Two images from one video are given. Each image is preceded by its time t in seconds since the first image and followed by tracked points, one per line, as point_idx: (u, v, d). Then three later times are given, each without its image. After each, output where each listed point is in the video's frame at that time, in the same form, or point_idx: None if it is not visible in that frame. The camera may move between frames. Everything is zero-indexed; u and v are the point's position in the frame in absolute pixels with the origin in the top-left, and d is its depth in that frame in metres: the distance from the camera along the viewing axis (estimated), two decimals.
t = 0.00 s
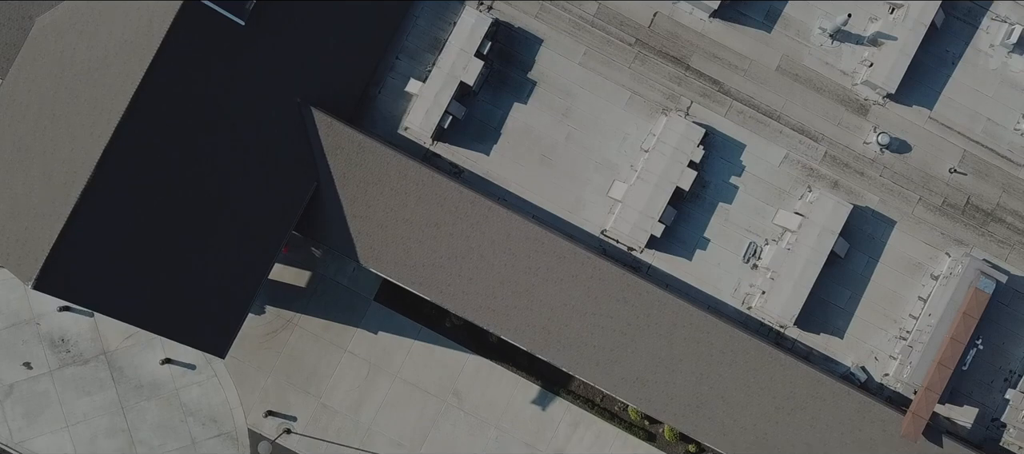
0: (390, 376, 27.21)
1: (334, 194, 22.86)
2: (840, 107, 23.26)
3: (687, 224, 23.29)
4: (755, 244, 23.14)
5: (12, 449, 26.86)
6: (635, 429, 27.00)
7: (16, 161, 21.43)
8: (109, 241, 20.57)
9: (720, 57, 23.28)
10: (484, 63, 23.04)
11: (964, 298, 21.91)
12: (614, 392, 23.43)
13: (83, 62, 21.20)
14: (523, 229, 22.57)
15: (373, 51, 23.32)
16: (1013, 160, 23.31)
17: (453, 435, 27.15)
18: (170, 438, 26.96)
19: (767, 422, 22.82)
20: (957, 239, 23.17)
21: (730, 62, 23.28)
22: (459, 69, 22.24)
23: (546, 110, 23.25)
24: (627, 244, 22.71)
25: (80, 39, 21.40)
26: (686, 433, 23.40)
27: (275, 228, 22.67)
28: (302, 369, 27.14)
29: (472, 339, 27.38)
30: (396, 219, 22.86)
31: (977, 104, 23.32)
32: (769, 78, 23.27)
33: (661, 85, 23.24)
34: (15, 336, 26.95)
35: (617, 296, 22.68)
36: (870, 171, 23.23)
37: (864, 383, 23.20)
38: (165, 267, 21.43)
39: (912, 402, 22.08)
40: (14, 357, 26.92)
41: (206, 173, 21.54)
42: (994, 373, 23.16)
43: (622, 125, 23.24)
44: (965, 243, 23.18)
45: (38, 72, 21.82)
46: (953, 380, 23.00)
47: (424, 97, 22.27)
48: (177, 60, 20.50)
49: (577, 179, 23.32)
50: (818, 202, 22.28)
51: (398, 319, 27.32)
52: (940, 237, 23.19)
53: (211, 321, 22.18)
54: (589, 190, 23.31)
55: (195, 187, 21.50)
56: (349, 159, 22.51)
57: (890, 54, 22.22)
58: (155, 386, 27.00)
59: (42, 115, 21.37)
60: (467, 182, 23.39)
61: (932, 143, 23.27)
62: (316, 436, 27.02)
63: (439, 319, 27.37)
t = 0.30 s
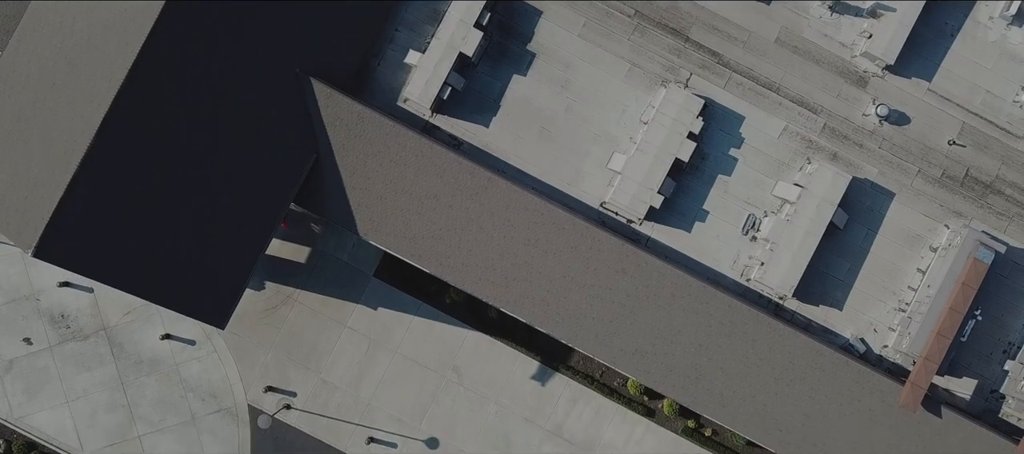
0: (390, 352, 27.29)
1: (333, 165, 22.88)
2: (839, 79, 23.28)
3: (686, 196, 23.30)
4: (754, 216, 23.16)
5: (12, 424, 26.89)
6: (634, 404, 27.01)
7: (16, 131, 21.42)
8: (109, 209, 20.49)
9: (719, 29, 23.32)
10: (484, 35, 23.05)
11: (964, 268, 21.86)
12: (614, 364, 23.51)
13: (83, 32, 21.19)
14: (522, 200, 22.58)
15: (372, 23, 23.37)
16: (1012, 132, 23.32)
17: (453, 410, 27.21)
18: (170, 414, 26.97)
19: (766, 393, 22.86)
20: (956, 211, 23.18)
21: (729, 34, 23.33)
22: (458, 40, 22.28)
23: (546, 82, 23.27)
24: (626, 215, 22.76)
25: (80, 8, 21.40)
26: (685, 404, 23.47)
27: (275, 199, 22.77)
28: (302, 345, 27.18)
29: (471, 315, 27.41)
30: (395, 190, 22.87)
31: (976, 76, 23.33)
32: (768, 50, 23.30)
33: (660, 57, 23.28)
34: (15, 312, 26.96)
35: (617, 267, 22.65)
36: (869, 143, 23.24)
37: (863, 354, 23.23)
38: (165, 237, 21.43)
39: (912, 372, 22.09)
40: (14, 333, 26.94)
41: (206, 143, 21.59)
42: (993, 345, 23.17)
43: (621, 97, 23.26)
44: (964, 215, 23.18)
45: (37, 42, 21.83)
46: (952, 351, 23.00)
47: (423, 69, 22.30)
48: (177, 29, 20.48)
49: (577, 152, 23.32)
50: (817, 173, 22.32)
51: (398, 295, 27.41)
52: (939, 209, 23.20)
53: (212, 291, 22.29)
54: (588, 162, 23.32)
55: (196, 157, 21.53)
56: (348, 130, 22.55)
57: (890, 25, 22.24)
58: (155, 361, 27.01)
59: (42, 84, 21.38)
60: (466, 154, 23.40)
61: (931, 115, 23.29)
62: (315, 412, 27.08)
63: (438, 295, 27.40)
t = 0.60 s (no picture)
0: (389, 328, 27.32)
1: (332, 137, 22.91)
2: (838, 51, 23.31)
3: (685, 168, 23.29)
4: (753, 187, 23.16)
5: (12, 400, 26.92)
6: (633, 380, 27.04)
7: (15, 100, 21.42)
8: (108, 180, 20.41)
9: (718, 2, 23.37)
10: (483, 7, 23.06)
11: (963, 238, 21.90)
12: (613, 337, 23.57)
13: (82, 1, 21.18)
14: (521, 171, 22.58)
15: None
16: (1011, 104, 23.32)
17: (452, 386, 27.28)
18: (169, 390, 27.00)
19: (765, 364, 22.89)
20: (955, 182, 23.20)
21: (729, 7, 23.38)
22: (457, 11, 22.31)
23: (545, 54, 23.29)
24: (625, 187, 22.76)
25: None
26: (684, 376, 23.51)
27: (274, 171, 22.83)
28: (301, 321, 27.20)
29: (471, 291, 27.43)
30: (394, 162, 22.88)
31: (975, 48, 23.34)
32: (768, 22, 23.35)
33: (660, 30, 23.33)
34: (15, 288, 26.99)
35: (616, 238, 22.67)
36: (868, 115, 23.27)
37: (862, 326, 23.25)
38: (165, 208, 21.40)
39: (911, 343, 22.11)
40: (13, 309, 26.97)
41: (206, 114, 21.55)
42: (992, 317, 23.17)
43: (620, 69, 23.28)
44: (963, 186, 23.21)
45: (37, 11, 21.82)
46: (951, 322, 23.01)
47: (422, 39, 22.32)
48: None
49: (576, 124, 23.34)
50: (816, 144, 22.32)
51: (398, 271, 27.43)
52: (938, 181, 23.21)
53: (212, 263, 22.32)
54: (588, 134, 23.34)
55: (195, 128, 21.48)
56: (347, 101, 22.58)
57: None
58: (154, 337, 27.02)
59: (41, 53, 21.35)
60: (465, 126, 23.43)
61: (930, 87, 23.31)
62: (315, 387, 27.12)
63: (438, 271, 27.41)
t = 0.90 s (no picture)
0: (388, 303, 27.37)
1: (330, 108, 22.91)
2: (836, 23, 23.34)
3: (683, 139, 23.29)
4: (752, 159, 23.17)
5: (11, 375, 26.95)
6: (632, 356, 27.08)
7: (14, 69, 21.40)
8: (106, 149, 20.16)
9: None
10: None
11: (961, 208, 21.92)
12: (612, 308, 23.59)
13: None
14: (520, 142, 22.58)
15: None
16: (1010, 76, 23.34)
17: (451, 361, 27.35)
18: (168, 365, 27.03)
19: (763, 335, 22.93)
20: (953, 154, 23.23)
21: None
22: None
23: (544, 26, 23.31)
24: (624, 157, 22.72)
25: None
26: (683, 348, 23.54)
27: (274, 142, 22.89)
28: (301, 296, 27.23)
29: (470, 266, 27.45)
30: (392, 133, 22.87)
31: (973, 20, 23.36)
32: None
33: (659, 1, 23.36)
34: (15, 262, 27.01)
35: (614, 209, 22.68)
36: (866, 87, 23.29)
37: (861, 298, 23.29)
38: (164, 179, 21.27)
39: (909, 312, 22.14)
40: (13, 284, 26.99)
41: (205, 86, 21.50)
42: (990, 288, 23.19)
43: (619, 41, 23.31)
44: (961, 158, 23.24)
45: None
46: (950, 293, 23.01)
47: (421, 10, 22.32)
48: None
49: (575, 95, 23.36)
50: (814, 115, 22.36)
51: (397, 246, 27.45)
52: (936, 153, 23.24)
53: (211, 234, 22.38)
54: (587, 106, 23.35)
55: (194, 100, 21.39)
56: (346, 72, 22.61)
57: None
58: (154, 312, 27.05)
59: (40, 22, 21.29)
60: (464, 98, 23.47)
61: (928, 59, 23.33)
62: (314, 363, 27.15)
63: (437, 247, 27.42)
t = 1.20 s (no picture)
0: (387, 278, 27.41)
1: (329, 79, 22.86)
2: None
3: (682, 111, 23.30)
4: (751, 130, 23.17)
5: (11, 350, 26.98)
6: (631, 331, 27.13)
7: (13, 39, 21.33)
8: (104, 122, 20.51)
9: None
10: None
11: (960, 178, 21.92)
12: (611, 281, 23.57)
13: None
14: (519, 113, 22.57)
15: None
16: (1008, 48, 23.35)
17: (451, 337, 27.43)
18: (168, 340, 27.05)
19: (761, 306, 22.95)
20: (952, 126, 23.24)
21: None
22: None
23: None
24: (623, 128, 22.70)
25: None
26: (681, 320, 23.58)
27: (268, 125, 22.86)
28: (300, 272, 27.26)
29: (469, 242, 27.44)
30: (391, 104, 22.83)
31: None
32: None
33: None
34: (15, 238, 27.03)
35: (613, 181, 22.67)
36: (865, 58, 23.31)
37: (859, 269, 23.36)
38: (160, 158, 21.40)
39: (908, 282, 22.17)
40: (13, 259, 27.00)
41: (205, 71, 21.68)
42: (989, 260, 23.19)
43: (618, 12, 23.30)
44: (960, 130, 23.26)
45: None
46: (948, 264, 23.01)
47: None
48: None
49: (574, 67, 23.35)
50: (813, 85, 22.34)
51: (396, 222, 27.44)
52: (935, 124, 23.24)
53: (205, 211, 22.26)
54: (586, 78, 23.35)
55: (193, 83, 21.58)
56: (345, 43, 22.60)
57: None
58: (153, 287, 27.06)
59: None
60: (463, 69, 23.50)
61: (927, 31, 23.33)
62: (314, 338, 27.20)
63: (436, 223, 27.38)
